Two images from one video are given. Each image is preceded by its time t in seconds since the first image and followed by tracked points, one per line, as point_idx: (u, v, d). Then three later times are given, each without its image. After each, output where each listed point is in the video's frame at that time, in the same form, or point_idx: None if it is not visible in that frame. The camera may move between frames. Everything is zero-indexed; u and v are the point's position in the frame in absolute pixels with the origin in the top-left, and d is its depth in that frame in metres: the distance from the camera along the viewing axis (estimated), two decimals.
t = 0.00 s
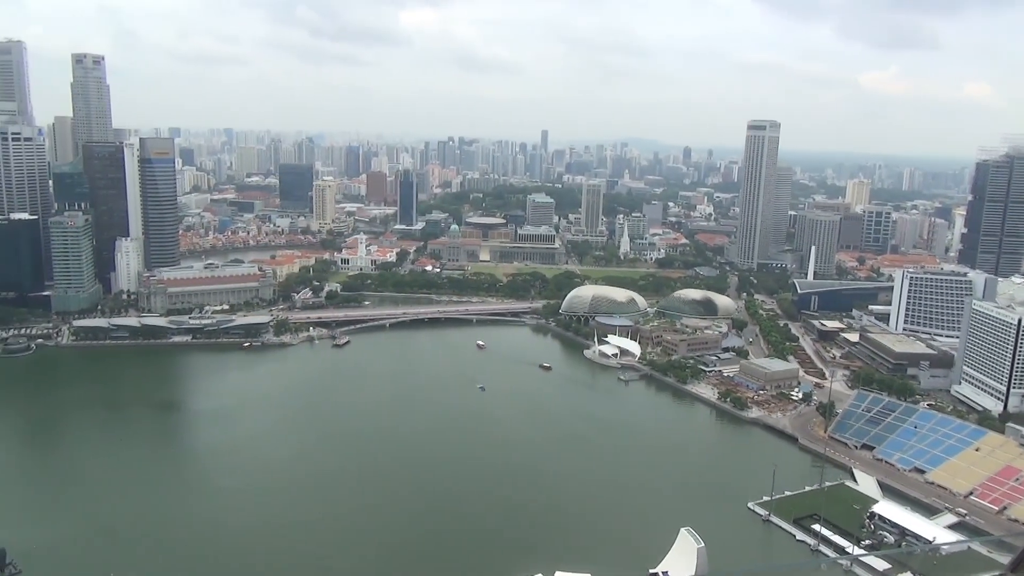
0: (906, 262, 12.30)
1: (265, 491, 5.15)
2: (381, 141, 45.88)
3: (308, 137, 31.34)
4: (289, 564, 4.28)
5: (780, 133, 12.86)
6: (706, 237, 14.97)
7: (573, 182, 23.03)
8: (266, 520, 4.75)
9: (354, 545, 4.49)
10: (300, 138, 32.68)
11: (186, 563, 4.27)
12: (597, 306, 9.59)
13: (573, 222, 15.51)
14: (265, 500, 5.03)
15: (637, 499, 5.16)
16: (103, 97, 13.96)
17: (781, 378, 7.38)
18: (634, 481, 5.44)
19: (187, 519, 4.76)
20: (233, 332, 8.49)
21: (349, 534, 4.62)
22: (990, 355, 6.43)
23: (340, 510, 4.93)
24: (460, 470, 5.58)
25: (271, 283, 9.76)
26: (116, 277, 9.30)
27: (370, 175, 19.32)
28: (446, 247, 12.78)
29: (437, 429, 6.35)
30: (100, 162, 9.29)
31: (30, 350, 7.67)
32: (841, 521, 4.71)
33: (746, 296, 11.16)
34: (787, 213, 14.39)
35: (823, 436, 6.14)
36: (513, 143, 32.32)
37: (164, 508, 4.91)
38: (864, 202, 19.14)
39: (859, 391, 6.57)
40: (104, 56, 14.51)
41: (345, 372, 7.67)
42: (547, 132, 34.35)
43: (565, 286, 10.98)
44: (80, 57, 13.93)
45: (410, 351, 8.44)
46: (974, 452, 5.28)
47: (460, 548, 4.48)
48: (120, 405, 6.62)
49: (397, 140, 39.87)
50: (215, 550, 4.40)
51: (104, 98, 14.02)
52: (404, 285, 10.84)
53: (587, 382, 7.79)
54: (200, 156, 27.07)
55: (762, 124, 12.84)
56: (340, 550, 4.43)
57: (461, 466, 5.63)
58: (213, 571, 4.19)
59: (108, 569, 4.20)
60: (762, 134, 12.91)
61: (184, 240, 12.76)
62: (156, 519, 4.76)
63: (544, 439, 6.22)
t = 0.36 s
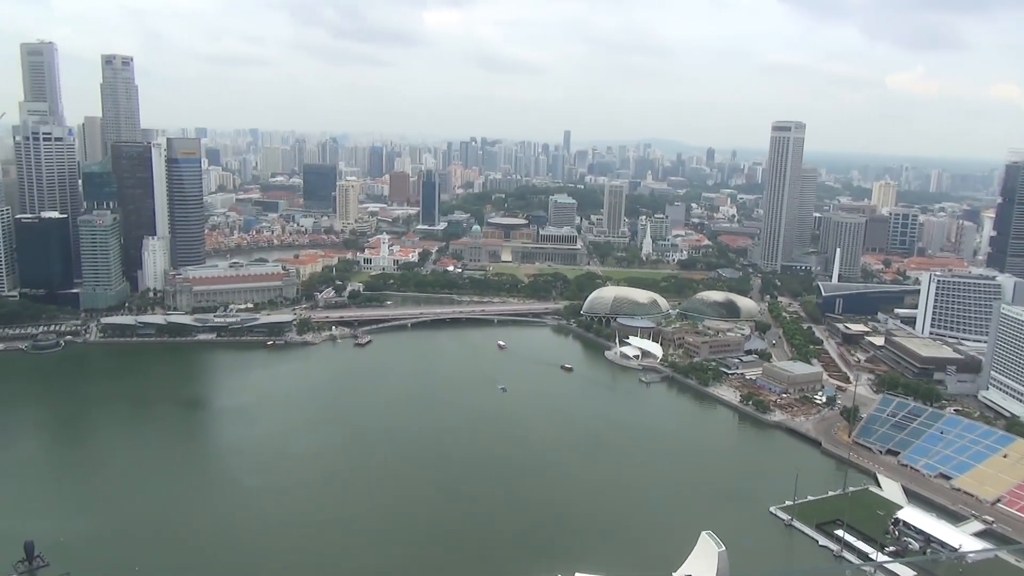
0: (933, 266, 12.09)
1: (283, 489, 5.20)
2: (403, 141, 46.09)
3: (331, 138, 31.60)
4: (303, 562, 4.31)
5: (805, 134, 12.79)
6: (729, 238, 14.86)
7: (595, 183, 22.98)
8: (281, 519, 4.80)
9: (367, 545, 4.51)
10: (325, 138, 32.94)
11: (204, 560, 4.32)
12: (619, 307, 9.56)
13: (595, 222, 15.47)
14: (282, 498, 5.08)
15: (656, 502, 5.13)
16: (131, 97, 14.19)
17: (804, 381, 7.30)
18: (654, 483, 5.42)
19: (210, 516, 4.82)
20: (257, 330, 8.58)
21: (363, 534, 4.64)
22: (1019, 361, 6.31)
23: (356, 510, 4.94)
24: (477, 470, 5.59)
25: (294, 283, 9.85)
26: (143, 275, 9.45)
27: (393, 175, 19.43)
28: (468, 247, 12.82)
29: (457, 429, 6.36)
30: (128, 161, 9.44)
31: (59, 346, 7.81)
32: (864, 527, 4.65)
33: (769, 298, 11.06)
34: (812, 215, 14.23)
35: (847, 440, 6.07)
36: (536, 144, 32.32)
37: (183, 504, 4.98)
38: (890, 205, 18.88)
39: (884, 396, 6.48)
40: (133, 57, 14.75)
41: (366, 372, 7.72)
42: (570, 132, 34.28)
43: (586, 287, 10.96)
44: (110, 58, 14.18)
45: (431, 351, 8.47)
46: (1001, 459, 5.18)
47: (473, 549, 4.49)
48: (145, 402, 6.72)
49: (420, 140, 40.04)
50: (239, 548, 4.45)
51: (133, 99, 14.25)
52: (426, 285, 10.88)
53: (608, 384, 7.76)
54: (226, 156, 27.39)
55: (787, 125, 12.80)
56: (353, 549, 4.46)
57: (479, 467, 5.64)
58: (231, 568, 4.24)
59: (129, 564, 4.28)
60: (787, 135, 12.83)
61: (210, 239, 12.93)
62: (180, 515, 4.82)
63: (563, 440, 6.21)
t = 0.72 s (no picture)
0: (959, 268, 11.87)
1: (301, 487, 5.25)
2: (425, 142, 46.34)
3: (354, 138, 31.83)
4: (318, 560, 4.35)
5: (830, 135, 12.58)
6: (751, 240, 14.72)
7: (616, 183, 22.90)
8: (298, 516, 4.85)
9: (381, 544, 4.54)
10: (347, 138, 33.15)
11: (224, 556, 4.38)
12: (640, 308, 9.51)
13: (617, 223, 15.42)
14: (300, 496, 5.13)
15: (675, 505, 5.10)
16: (158, 98, 14.40)
17: (828, 385, 7.21)
18: (674, 485, 5.40)
19: (234, 513, 4.88)
20: (279, 329, 8.67)
21: (377, 533, 4.67)
22: None
23: (370, 509, 4.97)
24: (495, 471, 5.59)
25: (316, 282, 9.94)
26: (168, 274, 9.58)
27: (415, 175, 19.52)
28: (489, 247, 12.86)
29: (475, 429, 6.38)
30: (155, 161, 9.57)
31: (86, 343, 7.95)
32: (888, 533, 4.59)
33: (792, 300, 10.95)
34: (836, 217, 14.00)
35: (871, 444, 5.99)
36: (557, 144, 32.29)
37: (204, 500, 5.05)
38: (915, 207, 18.60)
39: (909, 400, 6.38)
40: (160, 58, 14.96)
41: (386, 371, 7.76)
42: (592, 132, 34.16)
43: (607, 288, 10.93)
44: (138, 59, 14.40)
45: (451, 351, 8.49)
46: None
47: (486, 549, 4.50)
48: (170, 398, 6.82)
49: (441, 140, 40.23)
50: (262, 545, 4.50)
51: (160, 99, 14.46)
52: (447, 285, 10.91)
53: (628, 385, 7.73)
54: (250, 156, 27.69)
55: (811, 126, 12.57)
56: (367, 548, 4.49)
57: (496, 468, 5.65)
58: (255, 566, 4.29)
59: (150, 559, 4.34)
60: (811, 136, 12.60)
61: (234, 238, 13.08)
62: (204, 511, 4.90)
63: (583, 441, 6.20)
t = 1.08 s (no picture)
0: (985, 272, 11.73)
1: (319, 486, 5.29)
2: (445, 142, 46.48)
3: (376, 139, 32.01)
4: (331, 559, 4.39)
5: (853, 136, 12.48)
6: (773, 242, 14.59)
7: (637, 184, 22.81)
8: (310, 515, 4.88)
9: (392, 544, 4.56)
10: (369, 139, 33.37)
11: (243, 553, 4.44)
12: (660, 310, 9.46)
13: (637, 225, 15.35)
14: (315, 494, 5.17)
15: (692, 509, 5.07)
16: (182, 99, 14.58)
17: (850, 389, 7.12)
18: (693, 489, 5.36)
19: (254, 510, 4.94)
20: (301, 328, 8.75)
21: (390, 533, 4.69)
22: None
23: (383, 508, 5.00)
24: (511, 472, 5.59)
25: (337, 281, 10.01)
26: (191, 273, 9.70)
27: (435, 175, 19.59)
28: (508, 248, 12.87)
29: (492, 430, 6.38)
30: (179, 161, 9.70)
31: (110, 341, 8.07)
32: (910, 539, 4.52)
33: (814, 303, 10.84)
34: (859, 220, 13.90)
35: (893, 450, 5.91)
36: (577, 145, 32.23)
37: (223, 498, 5.11)
38: (940, 209, 18.35)
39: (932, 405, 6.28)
40: (184, 60, 15.15)
41: (404, 371, 7.80)
42: (613, 133, 34.08)
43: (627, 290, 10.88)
44: (163, 61, 14.60)
45: (469, 351, 8.51)
46: None
47: (502, 551, 4.50)
48: (192, 396, 6.90)
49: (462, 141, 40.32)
50: (280, 543, 4.54)
51: (184, 101, 14.65)
52: (466, 285, 10.93)
53: (647, 388, 7.69)
54: (273, 157, 27.96)
55: (834, 128, 12.56)
56: (378, 548, 4.52)
57: (512, 469, 5.65)
58: (273, 563, 4.33)
59: (169, 554, 4.41)
60: (834, 137, 12.56)
61: (256, 238, 13.21)
62: (225, 509, 4.95)
63: (600, 443, 6.19)
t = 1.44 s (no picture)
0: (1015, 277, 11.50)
1: (338, 485, 5.30)
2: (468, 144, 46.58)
3: (399, 140, 32.12)
4: (349, 558, 4.39)
5: (880, 139, 12.30)
6: (797, 245, 14.43)
7: (660, 187, 22.68)
8: (328, 514, 4.89)
9: (410, 545, 4.55)
10: (392, 141, 33.50)
11: (263, 550, 4.46)
12: (682, 313, 9.38)
13: (659, 227, 15.26)
14: (334, 494, 5.18)
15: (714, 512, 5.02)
16: (208, 100, 14.72)
17: (875, 395, 7.02)
18: (715, 493, 5.31)
19: (274, 508, 4.95)
20: (323, 328, 8.78)
21: (408, 533, 4.69)
22: None
23: (401, 509, 4.99)
24: (532, 474, 5.57)
25: (360, 282, 10.04)
26: (217, 272, 9.78)
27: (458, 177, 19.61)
28: (530, 250, 12.85)
29: (512, 432, 6.36)
30: (205, 162, 9.81)
31: (137, 339, 8.15)
32: (936, 548, 4.45)
33: (839, 307, 10.70)
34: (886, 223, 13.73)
35: (919, 457, 5.82)
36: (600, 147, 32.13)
37: (245, 495, 5.13)
38: (968, 213, 18.04)
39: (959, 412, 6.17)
40: (211, 61, 15.29)
41: (425, 372, 7.80)
42: (635, 135, 33.93)
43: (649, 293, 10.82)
44: (190, 63, 14.75)
45: (489, 353, 8.49)
46: None
47: (520, 552, 4.49)
48: (215, 395, 6.95)
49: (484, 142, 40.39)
50: (299, 541, 4.55)
51: (211, 102, 14.80)
52: (488, 287, 10.91)
53: (670, 391, 7.63)
54: (298, 158, 28.18)
55: (860, 130, 12.38)
56: (395, 548, 4.51)
57: (532, 471, 5.62)
58: (292, 561, 4.35)
59: (190, 551, 4.43)
60: (860, 140, 12.38)
61: (280, 238, 13.30)
62: (246, 506, 4.98)
63: (620, 445, 6.15)
